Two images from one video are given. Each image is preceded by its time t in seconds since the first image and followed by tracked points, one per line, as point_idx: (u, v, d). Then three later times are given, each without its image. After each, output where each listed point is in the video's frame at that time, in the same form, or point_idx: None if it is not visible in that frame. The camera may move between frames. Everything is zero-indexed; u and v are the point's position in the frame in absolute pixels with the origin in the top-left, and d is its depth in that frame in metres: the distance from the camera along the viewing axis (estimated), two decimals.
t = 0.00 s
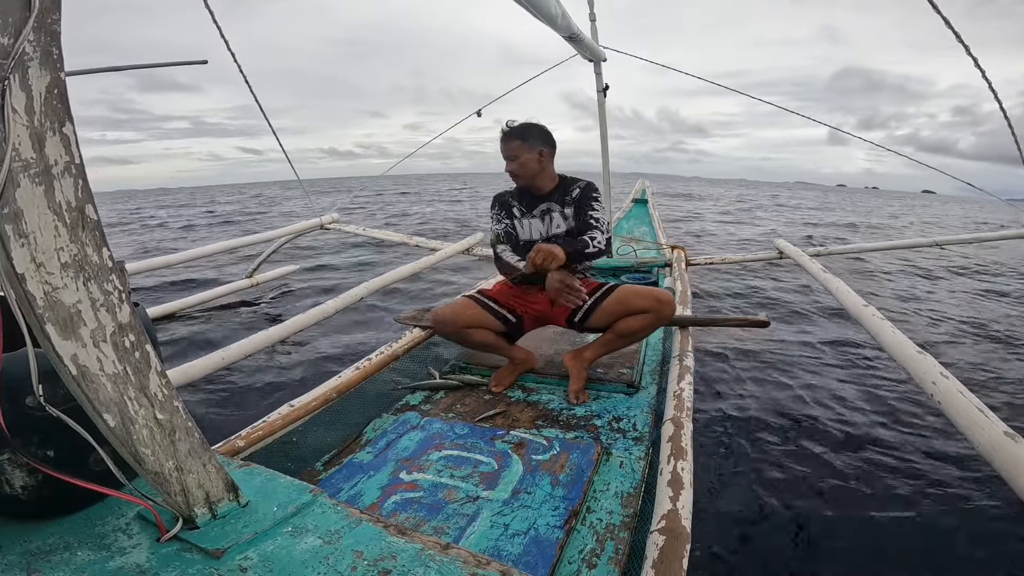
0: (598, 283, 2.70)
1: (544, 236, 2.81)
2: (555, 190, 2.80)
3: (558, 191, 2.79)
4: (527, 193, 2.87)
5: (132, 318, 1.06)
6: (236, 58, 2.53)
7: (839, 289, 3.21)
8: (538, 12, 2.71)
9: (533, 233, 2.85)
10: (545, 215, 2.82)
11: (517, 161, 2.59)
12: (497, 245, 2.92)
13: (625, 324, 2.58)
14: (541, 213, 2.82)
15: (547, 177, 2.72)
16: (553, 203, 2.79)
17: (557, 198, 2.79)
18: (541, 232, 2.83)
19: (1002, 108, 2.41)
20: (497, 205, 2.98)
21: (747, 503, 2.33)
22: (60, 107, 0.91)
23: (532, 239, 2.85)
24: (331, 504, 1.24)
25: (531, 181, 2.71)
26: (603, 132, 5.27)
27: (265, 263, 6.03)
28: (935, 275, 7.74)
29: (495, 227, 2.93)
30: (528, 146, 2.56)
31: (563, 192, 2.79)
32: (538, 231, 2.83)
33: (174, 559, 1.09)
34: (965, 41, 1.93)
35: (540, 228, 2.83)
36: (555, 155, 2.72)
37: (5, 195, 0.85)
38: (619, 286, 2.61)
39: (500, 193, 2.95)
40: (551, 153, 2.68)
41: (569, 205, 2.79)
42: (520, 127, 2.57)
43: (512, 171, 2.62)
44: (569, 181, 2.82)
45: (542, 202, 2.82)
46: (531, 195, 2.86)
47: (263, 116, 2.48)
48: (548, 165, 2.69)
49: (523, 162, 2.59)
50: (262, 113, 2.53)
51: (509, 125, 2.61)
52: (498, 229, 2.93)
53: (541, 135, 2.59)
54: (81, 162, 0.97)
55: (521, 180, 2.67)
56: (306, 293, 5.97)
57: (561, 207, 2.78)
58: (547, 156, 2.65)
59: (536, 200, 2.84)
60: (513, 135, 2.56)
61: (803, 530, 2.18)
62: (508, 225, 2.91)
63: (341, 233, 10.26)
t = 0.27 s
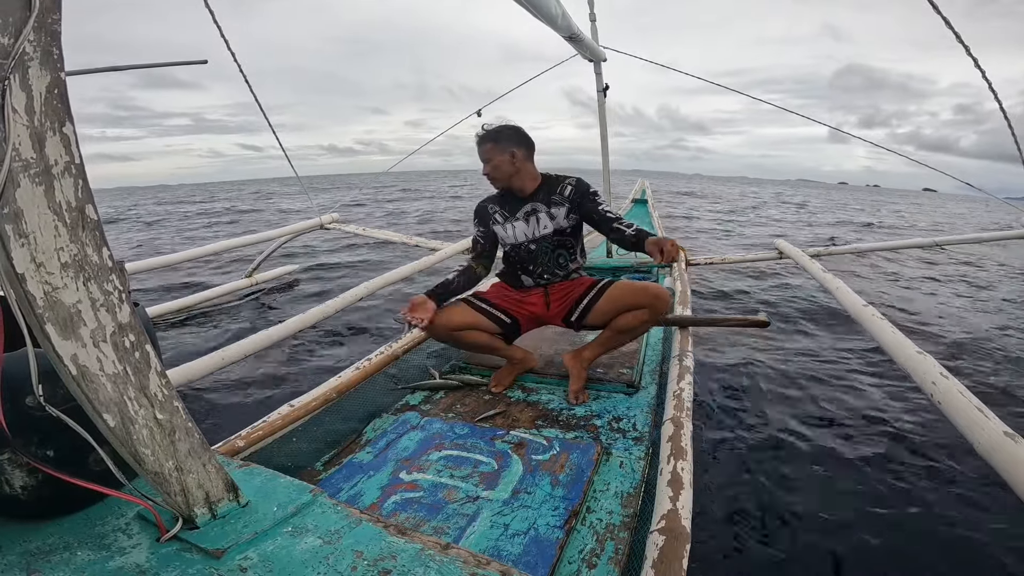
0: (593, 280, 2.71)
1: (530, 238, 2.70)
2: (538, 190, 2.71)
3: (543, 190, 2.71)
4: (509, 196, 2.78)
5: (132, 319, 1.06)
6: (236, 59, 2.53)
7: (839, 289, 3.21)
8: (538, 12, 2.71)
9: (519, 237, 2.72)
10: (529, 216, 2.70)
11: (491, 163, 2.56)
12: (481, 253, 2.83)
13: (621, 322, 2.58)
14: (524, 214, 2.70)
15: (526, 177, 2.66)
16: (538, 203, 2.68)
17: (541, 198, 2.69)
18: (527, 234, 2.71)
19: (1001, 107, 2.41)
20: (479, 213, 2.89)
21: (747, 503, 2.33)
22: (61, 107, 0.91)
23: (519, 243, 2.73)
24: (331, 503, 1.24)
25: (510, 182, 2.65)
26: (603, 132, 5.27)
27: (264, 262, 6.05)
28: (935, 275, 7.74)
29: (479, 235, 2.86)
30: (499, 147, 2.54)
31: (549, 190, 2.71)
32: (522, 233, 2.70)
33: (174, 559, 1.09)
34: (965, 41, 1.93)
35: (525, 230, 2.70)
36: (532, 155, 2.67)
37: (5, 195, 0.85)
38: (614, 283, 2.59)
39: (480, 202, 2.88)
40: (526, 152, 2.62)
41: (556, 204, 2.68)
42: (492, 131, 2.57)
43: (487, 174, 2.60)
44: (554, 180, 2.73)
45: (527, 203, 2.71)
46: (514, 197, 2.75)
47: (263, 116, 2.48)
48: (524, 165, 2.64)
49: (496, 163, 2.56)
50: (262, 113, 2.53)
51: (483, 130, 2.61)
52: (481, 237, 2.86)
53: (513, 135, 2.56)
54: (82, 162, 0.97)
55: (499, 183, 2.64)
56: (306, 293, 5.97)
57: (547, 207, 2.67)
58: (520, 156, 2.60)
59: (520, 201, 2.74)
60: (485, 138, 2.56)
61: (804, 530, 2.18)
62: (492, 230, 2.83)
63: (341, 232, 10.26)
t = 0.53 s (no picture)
0: (589, 278, 2.71)
1: (522, 237, 2.72)
2: (529, 190, 2.71)
3: (534, 190, 2.71)
4: (502, 197, 2.80)
5: (132, 319, 1.06)
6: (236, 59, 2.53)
7: (839, 290, 3.21)
8: (538, 12, 2.71)
9: (512, 235, 2.75)
10: (520, 216, 2.71)
11: (480, 166, 2.58)
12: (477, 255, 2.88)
13: (616, 320, 2.57)
14: (516, 214, 2.72)
15: (516, 177, 2.66)
16: (529, 202, 2.68)
17: (532, 197, 2.69)
18: (519, 233, 2.73)
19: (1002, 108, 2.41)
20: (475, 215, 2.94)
21: (747, 503, 2.33)
22: (60, 107, 0.91)
23: (511, 241, 2.76)
24: (331, 504, 1.24)
25: (501, 184, 2.66)
26: (603, 132, 5.27)
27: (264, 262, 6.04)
28: (935, 275, 7.74)
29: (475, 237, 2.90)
30: (487, 150, 2.56)
31: (539, 189, 2.70)
32: (514, 233, 2.73)
33: (174, 559, 1.09)
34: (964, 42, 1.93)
35: (517, 229, 2.72)
36: (522, 154, 2.66)
37: (5, 195, 0.85)
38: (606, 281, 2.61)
39: (476, 205, 2.91)
40: (515, 153, 2.61)
41: (546, 202, 2.68)
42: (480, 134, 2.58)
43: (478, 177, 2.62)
44: (545, 179, 2.72)
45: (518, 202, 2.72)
46: (506, 198, 2.78)
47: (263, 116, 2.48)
48: (514, 165, 2.62)
49: (484, 166, 2.57)
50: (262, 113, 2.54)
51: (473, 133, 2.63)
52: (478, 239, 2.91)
53: (500, 137, 2.56)
54: (82, 162, 0.97)
55: (490, 187, 2.66)
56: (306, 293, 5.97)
57: (537, 206, 2.67)
58: (509, 156, 2.59)
59: (512, 202, 2.75)
60: (473, 141, 2.58)
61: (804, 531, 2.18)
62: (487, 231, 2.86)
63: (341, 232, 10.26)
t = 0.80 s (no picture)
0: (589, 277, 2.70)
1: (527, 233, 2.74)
2: (533, 187, 2.75)
3: (537, 187, 2.75)
4: (507, 195, 2.84)
5: (132, 319, 1.06)
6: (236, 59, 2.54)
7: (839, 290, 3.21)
8: (538, 12, 2.72)
9: (516, 232, 2.78)
10: (525, 212, 2.75)
11: (486, 167, 2.59)
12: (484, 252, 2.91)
13: (614, 320, 2.56)
14: (521, 210, 2.76)
15: (520, 175, 2.68)
16: (531, 199, 2.73)
17: (535, 194, 2.73)
18: (524, 229, 2.76)
19: (1002, 107, 2.41)
20: (483, 212, 2.98)
21: (746, 503, 2.34)
22: (60, 107, 0.91)
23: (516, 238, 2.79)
24: (331, 504, 1.24)
25: (506, 182, 2.68)
26: (603, 132, 5.27)
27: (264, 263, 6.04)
28: (935, 275, 7.74)
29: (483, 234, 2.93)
30: (491, 150, 2.57)
31: (541, 185, 2.74)
32: (519, 229, 2.76)
33: (174, 559, 1.09)
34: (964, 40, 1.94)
35: (522, 225, 2.76)
36: (525, 153, 2.68)
37: (5, 195, 0.85)
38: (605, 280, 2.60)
39: (483, 201, 2.95)
40: (518, 152, 2.63)
41: (546, 198, 2.72)
42: (484, 135, 2.59)
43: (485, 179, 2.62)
44: (546, 177, 2.77)
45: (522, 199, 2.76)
46: (511, 196, 2.81)
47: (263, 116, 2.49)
48: (518, 164, 2.64)
49: (490, 166, 2.58)
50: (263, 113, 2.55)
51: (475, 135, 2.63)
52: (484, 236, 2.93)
53: (503, 137, 2.58)
54: (81, 162, 0.97)
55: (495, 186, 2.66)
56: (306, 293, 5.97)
57: (539, 202, 2.71)
58: (513, 155, 2.60)
59: (517, 198, 2.79)
60: (476, 144, 2.59)
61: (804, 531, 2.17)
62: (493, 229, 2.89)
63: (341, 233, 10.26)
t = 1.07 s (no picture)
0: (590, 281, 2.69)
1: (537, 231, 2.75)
2: (542, 185, 2.77)
3: (545, 185, 2.77)
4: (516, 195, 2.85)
5: (132, 319, 1.06)
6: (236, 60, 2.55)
7: (839, 289, 3.21)
8: (538, 12, 2.72)
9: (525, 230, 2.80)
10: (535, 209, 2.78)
11: (497, 169, 2.60)
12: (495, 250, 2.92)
13: (613, 324, 2.57)
14: (530, 208, 2.78)
15: (529, 174, 2.70)
16: (540, 197, 2.75)
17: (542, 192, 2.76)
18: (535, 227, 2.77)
19: (1002, 107, 2.41)
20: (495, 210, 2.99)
21: (746, 503, 2.33)
22: (60, 108, 0.91)
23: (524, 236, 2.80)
24: (331, 504, 1.24)
25: (516, 182, 2.69)
26: (603, 132, 5.27)
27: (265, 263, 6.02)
28: (935, 275, 7.73)
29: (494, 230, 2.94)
30: (501, 152, 2.58)
31: (549, 184, 2.77)
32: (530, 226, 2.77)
33: (175, 559, 1.09)
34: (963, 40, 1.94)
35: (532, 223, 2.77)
36: (533, 152, 2.69)
37: (5, 195, 0.85)
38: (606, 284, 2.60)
39: (496, 200, 2.96)
40: (527, 152, 2.64)
41: (552, 196, 2.75)
42: (494, 139, 2.58)
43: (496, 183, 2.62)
44: (554, 176, 2.80)
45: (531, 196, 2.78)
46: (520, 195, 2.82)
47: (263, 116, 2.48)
48: (528, 164, 2.66)
49: (501, 168, 2.59)
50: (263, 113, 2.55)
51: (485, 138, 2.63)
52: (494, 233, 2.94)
53: (512, 137, 2.59)
54: (82, 162, 0.97)
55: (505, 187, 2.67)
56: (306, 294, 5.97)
57: (545, 199, 2.74)
58: (521, 156, 2.61)
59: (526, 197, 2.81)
60: (485, 147, 2.59)
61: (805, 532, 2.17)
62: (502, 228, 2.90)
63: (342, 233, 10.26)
